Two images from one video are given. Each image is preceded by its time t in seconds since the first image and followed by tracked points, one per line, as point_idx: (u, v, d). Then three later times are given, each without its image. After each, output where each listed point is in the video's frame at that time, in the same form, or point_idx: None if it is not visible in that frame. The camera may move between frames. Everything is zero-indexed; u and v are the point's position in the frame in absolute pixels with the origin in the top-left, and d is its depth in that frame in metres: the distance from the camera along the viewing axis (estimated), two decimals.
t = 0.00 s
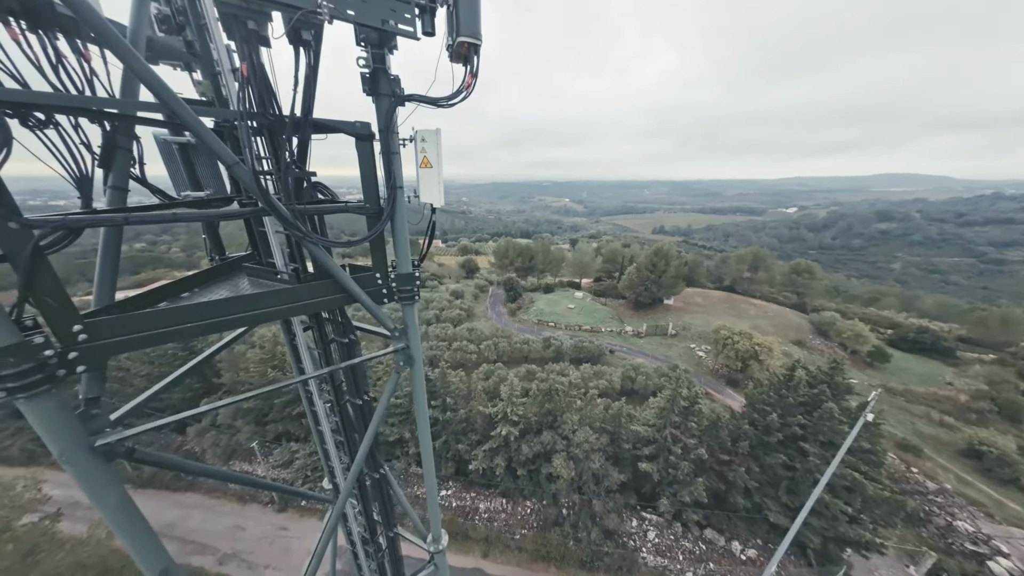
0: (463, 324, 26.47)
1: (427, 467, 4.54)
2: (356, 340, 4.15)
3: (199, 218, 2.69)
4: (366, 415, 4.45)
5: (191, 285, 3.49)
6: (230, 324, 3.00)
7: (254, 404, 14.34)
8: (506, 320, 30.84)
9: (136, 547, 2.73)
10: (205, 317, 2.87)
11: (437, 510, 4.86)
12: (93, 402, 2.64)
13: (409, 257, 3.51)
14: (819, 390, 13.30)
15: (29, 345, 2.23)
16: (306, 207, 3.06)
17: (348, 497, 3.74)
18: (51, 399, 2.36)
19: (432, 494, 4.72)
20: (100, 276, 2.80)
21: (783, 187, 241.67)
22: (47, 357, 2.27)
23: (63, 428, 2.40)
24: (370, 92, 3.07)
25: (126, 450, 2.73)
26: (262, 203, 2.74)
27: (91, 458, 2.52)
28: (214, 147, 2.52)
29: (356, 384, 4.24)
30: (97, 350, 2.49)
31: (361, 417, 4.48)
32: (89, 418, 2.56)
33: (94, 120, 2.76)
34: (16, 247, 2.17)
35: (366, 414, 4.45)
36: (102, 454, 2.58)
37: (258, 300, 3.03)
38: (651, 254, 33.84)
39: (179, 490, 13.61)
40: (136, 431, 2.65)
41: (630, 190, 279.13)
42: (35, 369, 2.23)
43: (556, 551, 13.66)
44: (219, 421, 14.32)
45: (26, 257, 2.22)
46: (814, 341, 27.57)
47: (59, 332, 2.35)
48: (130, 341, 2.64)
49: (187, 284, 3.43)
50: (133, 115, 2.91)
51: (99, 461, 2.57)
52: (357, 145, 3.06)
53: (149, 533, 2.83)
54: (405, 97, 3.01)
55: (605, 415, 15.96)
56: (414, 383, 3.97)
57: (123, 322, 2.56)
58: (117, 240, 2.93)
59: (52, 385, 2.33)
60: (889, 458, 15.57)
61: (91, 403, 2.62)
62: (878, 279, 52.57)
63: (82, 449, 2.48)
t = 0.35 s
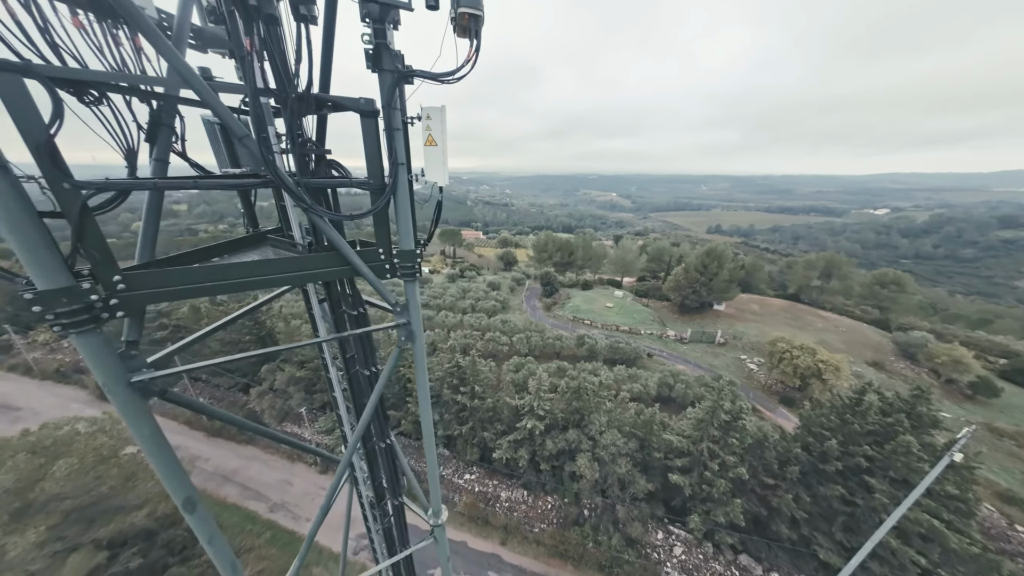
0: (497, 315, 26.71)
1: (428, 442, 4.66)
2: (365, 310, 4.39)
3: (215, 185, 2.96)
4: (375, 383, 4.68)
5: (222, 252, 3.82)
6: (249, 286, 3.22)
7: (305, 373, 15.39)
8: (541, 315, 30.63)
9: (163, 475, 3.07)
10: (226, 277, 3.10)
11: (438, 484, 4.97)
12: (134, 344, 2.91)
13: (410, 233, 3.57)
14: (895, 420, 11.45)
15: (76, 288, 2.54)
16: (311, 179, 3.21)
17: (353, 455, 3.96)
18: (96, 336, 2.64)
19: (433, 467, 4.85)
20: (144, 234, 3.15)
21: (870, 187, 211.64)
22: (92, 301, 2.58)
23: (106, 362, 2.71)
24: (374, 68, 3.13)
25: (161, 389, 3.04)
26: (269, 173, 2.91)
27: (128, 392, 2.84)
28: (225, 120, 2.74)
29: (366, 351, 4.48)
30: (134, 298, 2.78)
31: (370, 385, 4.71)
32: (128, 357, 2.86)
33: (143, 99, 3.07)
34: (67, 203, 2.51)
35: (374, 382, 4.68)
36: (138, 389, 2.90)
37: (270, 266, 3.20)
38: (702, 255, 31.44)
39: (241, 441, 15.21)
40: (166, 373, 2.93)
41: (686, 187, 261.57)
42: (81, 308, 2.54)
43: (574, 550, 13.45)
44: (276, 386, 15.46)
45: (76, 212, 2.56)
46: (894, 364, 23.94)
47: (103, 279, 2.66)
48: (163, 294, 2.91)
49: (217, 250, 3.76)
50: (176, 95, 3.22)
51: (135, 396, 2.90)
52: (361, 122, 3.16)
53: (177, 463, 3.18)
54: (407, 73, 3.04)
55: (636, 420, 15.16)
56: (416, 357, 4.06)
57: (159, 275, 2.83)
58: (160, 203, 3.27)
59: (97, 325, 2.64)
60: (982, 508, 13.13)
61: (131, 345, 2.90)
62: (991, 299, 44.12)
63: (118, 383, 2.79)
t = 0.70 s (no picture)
0: (529, 311, 26.61)
1: (428, 421, 4.71)
2: (372, 283, 4.52)
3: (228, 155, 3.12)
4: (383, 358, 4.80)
5: (243, 222, 4.15)
6: (262, 252, 3.35)
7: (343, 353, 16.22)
8: (574, 314, 30.05)
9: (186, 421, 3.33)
10: (243, 242, 3.24)
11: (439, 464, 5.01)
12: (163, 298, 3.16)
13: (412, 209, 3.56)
14: (988, 463, 9.66)
15: (112, 244, 2.75)
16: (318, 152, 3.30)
17: (356, 423, 4.10)
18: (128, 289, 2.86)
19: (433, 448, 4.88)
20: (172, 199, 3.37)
21: (977, 189, 180.93)
22: (124, 256, 2.79)
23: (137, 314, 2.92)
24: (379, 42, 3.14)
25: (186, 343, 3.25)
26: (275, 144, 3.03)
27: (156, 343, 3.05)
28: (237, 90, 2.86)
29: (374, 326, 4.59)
30: (161, 257, 2.98)
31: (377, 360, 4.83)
32: (156, 311, 3.06)
33: (178, 77, 3.20)
34: (105, 166, 2.71)
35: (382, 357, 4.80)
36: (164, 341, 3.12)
37: (280, 233, 3.31)
38: (756, 260, 28.80)
39: (285, 411, 16.57)
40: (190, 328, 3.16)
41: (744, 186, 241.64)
42: (115, 264, 2.75)
43: (590, 555, 13.16)
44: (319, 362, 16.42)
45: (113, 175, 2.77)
46: (991, 398, 20.34)
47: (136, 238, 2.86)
48: (187, 255, 3.10)
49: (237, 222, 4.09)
50: (210, 74, 3.35)
51: (162, 347, 3.11)
52: (366, 96, 3.22)
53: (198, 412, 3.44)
54: (409, 44, 3.02)
55: (666, 430, 14.31)
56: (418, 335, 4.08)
57: (184, 236, 3.01)
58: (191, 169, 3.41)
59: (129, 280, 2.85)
60: None
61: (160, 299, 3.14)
62: None
63: (147, 334, 3.01)
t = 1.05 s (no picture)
0: (557, 311, 26.20)
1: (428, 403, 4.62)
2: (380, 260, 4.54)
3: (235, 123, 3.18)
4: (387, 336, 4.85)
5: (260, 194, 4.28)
6: (272, 219, 3.44)
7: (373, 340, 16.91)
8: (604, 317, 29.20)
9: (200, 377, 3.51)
10: (254, 209, 3.32)
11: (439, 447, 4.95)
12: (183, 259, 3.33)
13: (413, 182, 3.45)
14: None
15: (133, 203, 2.92)
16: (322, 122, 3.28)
17: (357, 395, 4.17)
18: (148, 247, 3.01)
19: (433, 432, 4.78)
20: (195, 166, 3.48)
21: None
22: (144, 215, 2.95)
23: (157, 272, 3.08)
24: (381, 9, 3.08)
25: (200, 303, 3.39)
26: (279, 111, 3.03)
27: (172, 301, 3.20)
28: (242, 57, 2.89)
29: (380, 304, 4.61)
30: (179, 219, 3.13)
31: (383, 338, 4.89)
32: (173, 271, 3.21)
33: (203, 52, 3.33)
34: (127, 128, 2.86)
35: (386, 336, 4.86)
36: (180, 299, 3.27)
37: (286, 202, 3.33)
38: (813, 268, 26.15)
39: (319, 391, 17.63)
40: (205, 288, 3.30)
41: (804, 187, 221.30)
42: (134, 221, 2.91)
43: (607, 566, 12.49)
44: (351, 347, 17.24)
45: (134, 137, 2.91)
46: None
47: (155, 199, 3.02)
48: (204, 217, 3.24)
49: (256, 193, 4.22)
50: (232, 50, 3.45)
51: (178, 306, 3.26)
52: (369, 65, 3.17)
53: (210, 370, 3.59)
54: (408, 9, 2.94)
55: (695, 444, 13.41)
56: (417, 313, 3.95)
57: (199, 200, 3.14)
58: (213, 138, 3.50)
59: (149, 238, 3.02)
60: None
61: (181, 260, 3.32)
62: None
63: (164, 290, 3.18)
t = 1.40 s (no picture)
0: (584, 313, 25.56)
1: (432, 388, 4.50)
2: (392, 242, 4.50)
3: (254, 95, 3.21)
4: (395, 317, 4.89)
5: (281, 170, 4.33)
6: (285, 192, 3.35)
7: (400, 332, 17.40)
8: (634, 322, 28.08)
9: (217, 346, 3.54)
10: (271, 180, 3.26)
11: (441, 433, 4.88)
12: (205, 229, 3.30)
13: (420, 157, 3.33)
14: None
15: (159, 169, 2.92)
16: (334, 96, 3.26)
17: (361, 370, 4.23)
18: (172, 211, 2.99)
19: (436, 417, 4.71)
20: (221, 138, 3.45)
21: None
22: (169, 180, 2.95)
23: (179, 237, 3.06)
24: None
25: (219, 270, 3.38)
26: (292, 84, 3.03)
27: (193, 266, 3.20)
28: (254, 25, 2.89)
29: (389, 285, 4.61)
30: (201, 186, 3.12)
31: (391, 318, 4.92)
32: (195, 236, 3.21)
33: (231, 30, 3.41)
34: (157, 100, 2.93)
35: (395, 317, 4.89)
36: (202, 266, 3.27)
37: (300, 174, 3.25)
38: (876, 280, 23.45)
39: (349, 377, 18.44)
40: (225, 255, 3.28)
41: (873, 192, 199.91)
42: (159, 186, 2.91)
43: None
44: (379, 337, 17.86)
45: (163, 109, 2.97)
46: None
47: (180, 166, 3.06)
48: (225, 186, 3.18)
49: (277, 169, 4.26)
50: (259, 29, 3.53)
51: (198, 271, 3.26)
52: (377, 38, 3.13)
53: (227, 335, 3.69)
54: None
55: (726, 463, 12.48)
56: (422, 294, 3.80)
57: (219, 168, 3.10)
58: (239, 115, 3.53)
59: (172, 203, 3.00)
60: None
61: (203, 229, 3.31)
62: None
63: (187, 257, 3.18)
